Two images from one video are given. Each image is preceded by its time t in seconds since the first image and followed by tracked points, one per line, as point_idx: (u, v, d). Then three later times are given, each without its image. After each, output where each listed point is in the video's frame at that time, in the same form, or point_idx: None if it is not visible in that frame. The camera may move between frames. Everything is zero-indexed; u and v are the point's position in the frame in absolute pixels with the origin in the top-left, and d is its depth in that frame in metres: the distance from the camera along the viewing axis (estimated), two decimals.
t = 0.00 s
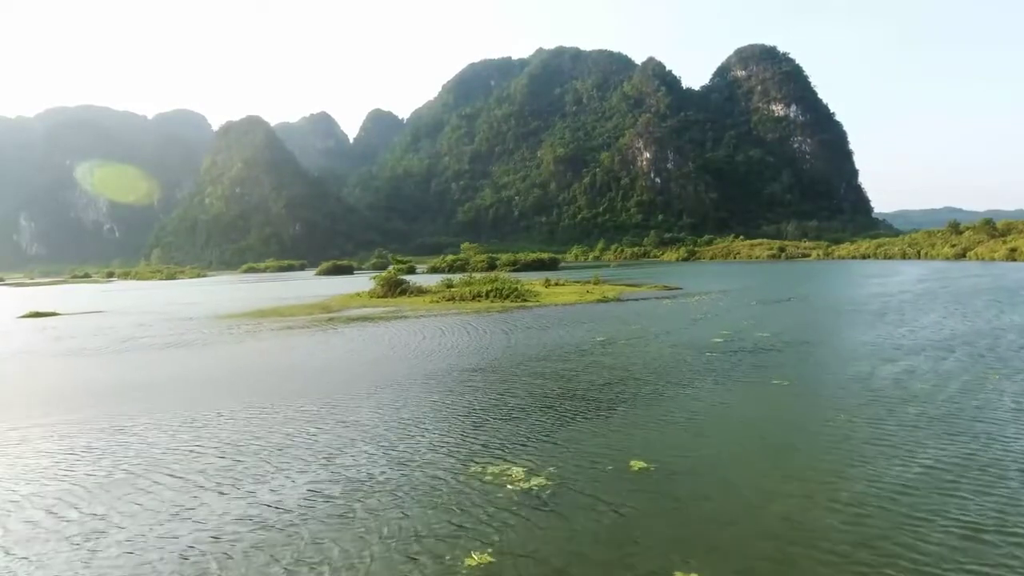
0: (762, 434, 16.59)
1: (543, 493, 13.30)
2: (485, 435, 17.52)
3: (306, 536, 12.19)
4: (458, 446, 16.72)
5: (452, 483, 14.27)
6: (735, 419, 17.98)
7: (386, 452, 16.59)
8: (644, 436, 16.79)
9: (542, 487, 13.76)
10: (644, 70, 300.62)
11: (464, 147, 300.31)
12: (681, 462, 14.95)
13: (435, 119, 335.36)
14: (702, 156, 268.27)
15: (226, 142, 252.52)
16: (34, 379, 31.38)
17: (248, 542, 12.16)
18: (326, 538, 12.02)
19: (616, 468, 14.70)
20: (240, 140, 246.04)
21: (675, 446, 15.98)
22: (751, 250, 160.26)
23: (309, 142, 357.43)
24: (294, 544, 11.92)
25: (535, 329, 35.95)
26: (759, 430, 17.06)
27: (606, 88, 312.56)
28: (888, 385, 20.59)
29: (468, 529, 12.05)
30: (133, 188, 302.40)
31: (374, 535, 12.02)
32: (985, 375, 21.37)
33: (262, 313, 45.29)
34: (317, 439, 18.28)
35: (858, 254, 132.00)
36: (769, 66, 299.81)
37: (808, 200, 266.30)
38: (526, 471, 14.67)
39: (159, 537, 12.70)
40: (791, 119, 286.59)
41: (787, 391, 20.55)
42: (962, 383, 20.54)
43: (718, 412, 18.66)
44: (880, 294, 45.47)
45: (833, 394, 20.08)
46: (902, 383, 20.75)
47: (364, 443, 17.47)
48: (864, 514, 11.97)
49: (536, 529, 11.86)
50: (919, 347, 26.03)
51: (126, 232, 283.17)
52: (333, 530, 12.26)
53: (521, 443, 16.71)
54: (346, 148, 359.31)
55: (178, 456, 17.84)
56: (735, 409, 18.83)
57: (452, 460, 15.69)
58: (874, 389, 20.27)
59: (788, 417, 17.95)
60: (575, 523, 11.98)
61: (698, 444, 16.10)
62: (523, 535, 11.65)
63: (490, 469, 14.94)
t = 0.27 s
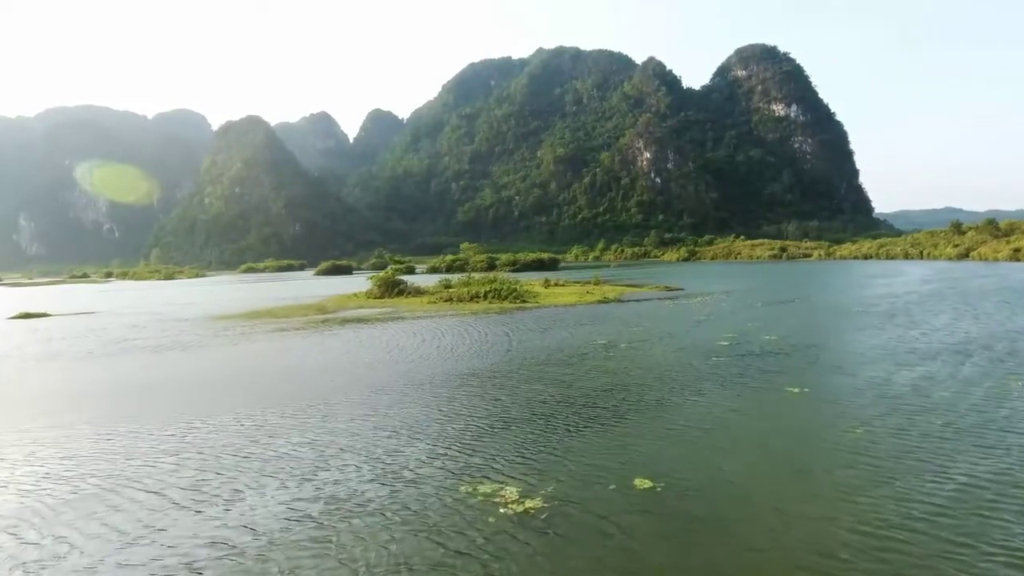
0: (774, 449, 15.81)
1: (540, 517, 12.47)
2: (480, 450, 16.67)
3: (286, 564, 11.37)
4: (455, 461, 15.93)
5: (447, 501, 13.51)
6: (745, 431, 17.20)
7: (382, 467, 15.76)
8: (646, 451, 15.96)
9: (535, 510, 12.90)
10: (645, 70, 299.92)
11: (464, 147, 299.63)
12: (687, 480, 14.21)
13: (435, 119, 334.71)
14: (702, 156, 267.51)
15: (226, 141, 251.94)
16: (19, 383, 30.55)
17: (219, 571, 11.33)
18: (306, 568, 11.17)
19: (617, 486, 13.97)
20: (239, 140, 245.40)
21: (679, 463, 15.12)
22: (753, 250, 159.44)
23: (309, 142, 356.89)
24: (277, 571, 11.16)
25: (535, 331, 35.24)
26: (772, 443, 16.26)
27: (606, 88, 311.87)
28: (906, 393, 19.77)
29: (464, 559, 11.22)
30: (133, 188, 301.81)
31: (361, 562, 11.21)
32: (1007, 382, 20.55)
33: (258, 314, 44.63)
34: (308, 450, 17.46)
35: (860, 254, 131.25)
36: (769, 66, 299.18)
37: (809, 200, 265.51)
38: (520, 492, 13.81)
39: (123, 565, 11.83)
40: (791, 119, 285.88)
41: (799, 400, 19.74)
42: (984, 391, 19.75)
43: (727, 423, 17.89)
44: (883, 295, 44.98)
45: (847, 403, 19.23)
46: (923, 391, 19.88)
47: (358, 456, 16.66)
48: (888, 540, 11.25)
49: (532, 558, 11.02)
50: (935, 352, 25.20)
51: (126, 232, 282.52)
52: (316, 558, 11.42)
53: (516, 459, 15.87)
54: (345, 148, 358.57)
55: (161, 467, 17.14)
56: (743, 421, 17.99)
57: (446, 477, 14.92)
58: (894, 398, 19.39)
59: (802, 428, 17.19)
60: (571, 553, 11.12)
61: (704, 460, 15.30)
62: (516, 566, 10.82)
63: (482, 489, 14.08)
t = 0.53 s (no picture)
0: (789, 463, 15.11)
1: (538, 543, 11.64)
2: (476, 465, 15.88)
3: None
4: (452, 477, 15.15)
5: (437, 524, 12.72)
6: (756, 443, 16.54)
7: (377, 483, 14.97)
8: (651, 468, 15.17)
9: (534, 534, 12.10)
10: (645, 70, 299.32)
11: (464, 147, 298.99)
12: (694, 499, 13.50)
13: (435, 118, 334.06)
14: (703, 156, 266.84)
15: (225, 141, 251.32)
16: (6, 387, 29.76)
17: None
18: None
19: (618, 505, 13.28)
20: (239, 140, 244.78)
21: (687, 481, 14.36)
22: (754, 250, 158.76)
23: (308, 142, 356.29)
24: None
25: (534, 333, 34.55)
26: (786, 456, 15.56)
27: (606, 88, 311.24)
28: (924, 401, 19.07)
29: None
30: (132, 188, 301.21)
31: None
32: None
33: (255, 314, 44.07)
34: (302, 461, 16.78)
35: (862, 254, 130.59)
36: (770, 66, 298.56)
37: (809, 200, 264.98)
38: (516, 513, 13.04)
39: None
40: (792, 119, 285.25)
41: (811, 409, 19.00)
42: (1005, 399, 19.06)
43: (736, 435, 17.18)
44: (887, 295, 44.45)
45: (861, 411, 18.50)
46: (945, 399, 19.13)
47: (353, 471, 15.92)
48: (913, 565, 10.60)
49: None
50: (949, 356, 24.49)
51: (125, 232, 281.85)
52: None
53: (514, 476, 15.07)
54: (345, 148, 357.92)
55: (150, 477, 16.57)
56: (753, 433, 17.24)
57: (440, 495, 14.18)
58: (915, 406, 18.66)
59: (818, 441, 16.44)
60: None
61: (713, 476, 14.52)
62: None
63: (476, 510, 13.32)
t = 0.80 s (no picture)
0: (808, 479, 14.33)
1: (537, 573, 10.75)
2: (468, 483, 14.96)
3: None
4: (449, 494, 14.35)
5: (429, 550, 11.89)
6: (771, 456, 15.77)
7: (371, 501, 14.17)
8: (657, 489, 14.12)
9: (531, 566, 11.04)
10: (645, 70, 298.48)
11: (464, 147, 298.21)
12: (705, 522, 12.54)
13: (435, 118, 333.27)
14: (703, 156, 265.86)
15: (225, 141, 250.48)
16: None
17: None
18: None
19: (624, 527, 12.47)
20: (238, 140, 244.04)
21: (698, 504, 13.35)
22: (755, 250, 157.98)
23: (308, 142, 355.45)
24: None
25: (535, 336, 33.75)
26: (803, 471, 14.80)
27: (606, 88, 310.35)
28: (947, 411, 18.29)
29: None
30: (132, 188, 300.43)
31: None
32: None
33: (252, 315, 43.38)
34: (296, 476, 16.05)
35: (864, 254, 129.84)
36: (770, 66, 297.68)
37: (810, 200, 264.22)
38: (511, 542, 11.95)
39: None
40: (792, 119, 284.42)
41: (827, 420, 18.20)
42: None
43: (748, 448, 16.41)
44: (892, 296, 43.77)
45: (878, 422, 17.70)
46: (967, 408, 18.38)
47: (348, 486, 15.15)
48: None
49: None
50: (968, 361, 23.74)
51: (125, 232, 281.26)
52: None
53: (508, 498, 14.09)
54: (345, 148, 357.20)
55: (138, 490, 15.95)
56: (764, 448, 16.41)
57: (430, 518, 13.26)
58: (938, 416, 17.89)
59: (838, 455, 15.64)
60: None
61: (726, 498, 13.56)
62: None
63: (468, 536, 12.34)
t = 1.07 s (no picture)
0: (827, 495, 13.62)
1: None
2: (465, 500, 14.21)
3: None
4: (446, 512, 13.64)
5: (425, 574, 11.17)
6: (786, 471, 15.07)
7: (368, 520, 13.44)
8: (663, 508, 13.36)
9: None
10: (645, 70, 297.75)
11: (464, 147, 297.52)
12: (716, 544, 11.84)
13: (435, 118, 332.51)
14: (704, 155, 265.03)
15: (224, 141, 249.95)
16: None
17: None
18: None
19: (630, 550, 11.74)
20: (238, 139, 243.49)
21: (708, 524, 12.63)
22: (756, 250, 157.35)
23: (308, 142, 354.88)
24: None
25: (535, 338, 32.98)
26: (821, 487, 14.10)
27: (606, 87, 309.56)
28: (969, 419, 17.65)
29: None
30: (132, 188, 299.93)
31: None
32: None
33: (248, 316, 42.76)
34: (292, 489, 15.38)
35: (866, 254, 129.19)
36: (771, 65, 296.93)
37: (811, 200, 263.57)
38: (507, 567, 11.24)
39: None
40: (793, 119, 283.67)
41: (844, 430, 17.47)
42: None
43: (762, 461, 15.71)
44: (896, 296, 43.24)
45: (897, 432, 17.05)
46: (990, 417, 17.71)
47: (344, 502, 14.42)
48: None
49: None
50: (984, 365, 23.11)
51: (125, 232, 280.58)
52: None
53: (507, 517, 13.31)
54: (345, 148, 356.50)
55: (125, 504, 15.26)
56: (776, 460, 15.72)
57: (424, 539, 12.52)
58: (961, 425, 17.21)
59: (859, 469, 14.92)
60: None
61: (738, 518, 12.84)
62: None
63: (463, 561, 11.60)
